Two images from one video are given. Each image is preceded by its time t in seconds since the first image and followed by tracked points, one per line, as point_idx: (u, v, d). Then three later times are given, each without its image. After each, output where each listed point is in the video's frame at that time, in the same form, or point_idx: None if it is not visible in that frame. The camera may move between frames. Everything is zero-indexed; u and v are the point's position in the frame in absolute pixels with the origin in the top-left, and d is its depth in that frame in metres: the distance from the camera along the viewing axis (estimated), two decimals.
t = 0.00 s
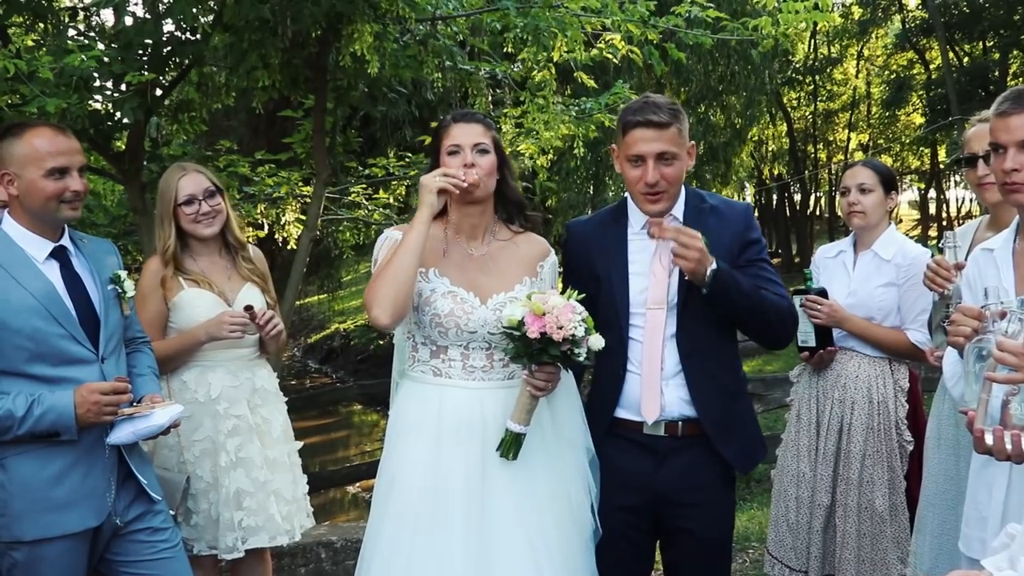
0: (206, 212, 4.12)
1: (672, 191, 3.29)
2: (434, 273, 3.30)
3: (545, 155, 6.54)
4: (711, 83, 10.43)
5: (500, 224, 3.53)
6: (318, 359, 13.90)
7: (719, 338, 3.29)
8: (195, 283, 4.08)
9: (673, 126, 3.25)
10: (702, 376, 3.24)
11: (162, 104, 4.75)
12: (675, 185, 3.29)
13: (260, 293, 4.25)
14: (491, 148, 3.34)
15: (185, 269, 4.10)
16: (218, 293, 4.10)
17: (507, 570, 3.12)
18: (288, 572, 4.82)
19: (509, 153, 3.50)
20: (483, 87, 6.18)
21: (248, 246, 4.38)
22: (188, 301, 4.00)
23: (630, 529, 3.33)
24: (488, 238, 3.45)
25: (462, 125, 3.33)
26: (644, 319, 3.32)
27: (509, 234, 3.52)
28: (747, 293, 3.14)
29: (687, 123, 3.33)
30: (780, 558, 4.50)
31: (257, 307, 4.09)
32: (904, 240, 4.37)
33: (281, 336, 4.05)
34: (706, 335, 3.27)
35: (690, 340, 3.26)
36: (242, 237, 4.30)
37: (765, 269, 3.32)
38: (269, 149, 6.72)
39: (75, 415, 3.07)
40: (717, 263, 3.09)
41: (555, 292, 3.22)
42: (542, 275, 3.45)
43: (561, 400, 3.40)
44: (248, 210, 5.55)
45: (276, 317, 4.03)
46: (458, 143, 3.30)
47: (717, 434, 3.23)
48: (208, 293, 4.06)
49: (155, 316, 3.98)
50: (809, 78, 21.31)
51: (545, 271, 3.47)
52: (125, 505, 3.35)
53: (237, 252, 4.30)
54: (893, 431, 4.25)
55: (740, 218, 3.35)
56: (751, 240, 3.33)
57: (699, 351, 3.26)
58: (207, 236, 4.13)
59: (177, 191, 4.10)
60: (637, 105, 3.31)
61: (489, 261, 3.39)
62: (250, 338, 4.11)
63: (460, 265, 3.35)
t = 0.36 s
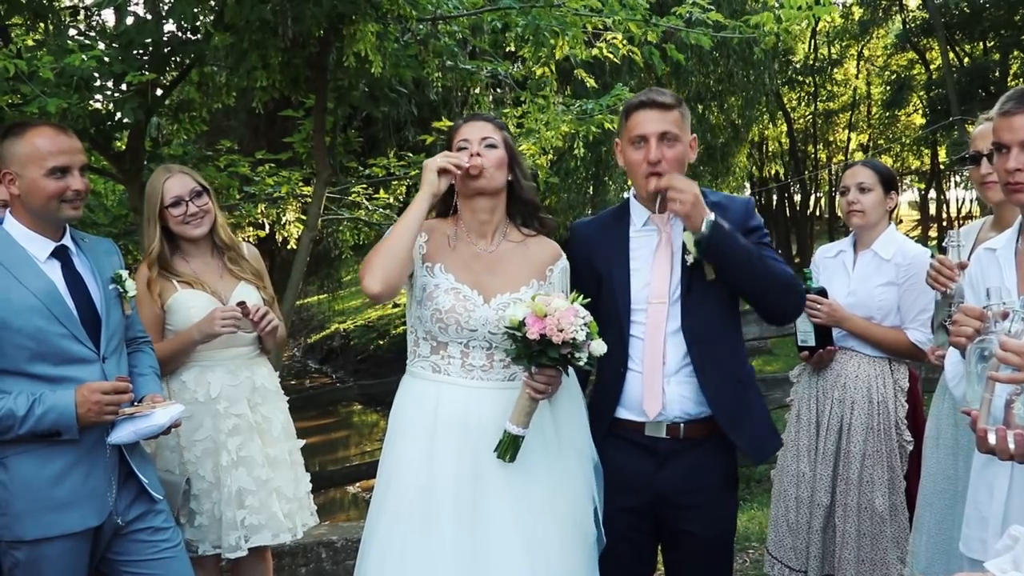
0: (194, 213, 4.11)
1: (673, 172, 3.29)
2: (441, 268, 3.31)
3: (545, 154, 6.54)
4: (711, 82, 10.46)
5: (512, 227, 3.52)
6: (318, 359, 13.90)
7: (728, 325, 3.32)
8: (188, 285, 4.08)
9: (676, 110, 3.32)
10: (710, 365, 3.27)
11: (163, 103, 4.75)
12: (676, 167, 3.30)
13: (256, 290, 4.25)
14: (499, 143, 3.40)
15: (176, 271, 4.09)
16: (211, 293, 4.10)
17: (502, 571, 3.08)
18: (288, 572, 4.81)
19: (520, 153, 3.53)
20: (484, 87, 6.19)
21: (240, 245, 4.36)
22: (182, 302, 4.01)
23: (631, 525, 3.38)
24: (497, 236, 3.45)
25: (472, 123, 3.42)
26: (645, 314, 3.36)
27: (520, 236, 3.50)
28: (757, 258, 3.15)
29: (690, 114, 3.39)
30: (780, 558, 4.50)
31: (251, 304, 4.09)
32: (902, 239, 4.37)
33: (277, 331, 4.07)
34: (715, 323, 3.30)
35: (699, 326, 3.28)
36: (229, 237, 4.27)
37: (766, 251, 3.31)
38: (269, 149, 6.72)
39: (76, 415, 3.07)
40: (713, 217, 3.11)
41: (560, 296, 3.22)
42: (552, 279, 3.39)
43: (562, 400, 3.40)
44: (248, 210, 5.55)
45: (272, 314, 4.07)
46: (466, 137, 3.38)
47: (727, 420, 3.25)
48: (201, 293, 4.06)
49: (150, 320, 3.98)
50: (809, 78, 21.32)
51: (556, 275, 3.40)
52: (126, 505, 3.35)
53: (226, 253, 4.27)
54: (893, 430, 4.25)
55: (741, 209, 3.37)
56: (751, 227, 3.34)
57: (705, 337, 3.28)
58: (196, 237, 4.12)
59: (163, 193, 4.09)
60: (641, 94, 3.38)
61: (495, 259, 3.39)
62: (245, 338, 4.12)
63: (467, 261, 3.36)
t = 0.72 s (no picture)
0: (198, 209, 4.11)
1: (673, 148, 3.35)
2: (449, 265, 3.33)
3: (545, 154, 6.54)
4: (711, 81, 10.46)
5: (520, 228, 3.52)
6: (317, 358, 13.90)
7: (730, 300, 3.34)
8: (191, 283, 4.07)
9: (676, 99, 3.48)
10: (714, 344, 3.27)
11: (163, 103, 4.76)
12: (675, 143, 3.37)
13: (257, 289, 4.26)
14: (508, 144, 3.46)
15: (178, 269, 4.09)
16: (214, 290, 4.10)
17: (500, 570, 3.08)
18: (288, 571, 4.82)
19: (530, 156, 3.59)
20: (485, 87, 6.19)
21: (241, 245, 4.37)
22: (186, 299, 4.00)
23: (630, 525, 3.37)
24: (506, 236, 3.45)
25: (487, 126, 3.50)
26: (644, 309, 3.37)
27: (527, 237, 3.50)
28: (768, 207, 3.25)
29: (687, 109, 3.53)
30: (780, 558, 4.51)
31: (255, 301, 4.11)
32: (902, 238, 4.37)
33: (279, 330, 4.11)
34: (717, 301, 3.31)
35: (702, 305, 3.29)
36: (232, 236, 4.28)
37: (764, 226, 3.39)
38: (269, 148, 6.73)
39: (77, 414, 3.07)
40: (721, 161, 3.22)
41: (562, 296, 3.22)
42: (559, 282, 3.38)
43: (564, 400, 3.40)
44: (249, 209, 5.55)
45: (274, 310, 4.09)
46: (476, 137, 3.47)
47: (733, 397, 3.25)
48: (204, 292, 4.05)
49: (152, 319, 3.97)
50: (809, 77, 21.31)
51: (563, 279, 3.39)
52: (126, 504, 3.36)
53: (228, 251, 4.28)
54: (893, 430, 4.25)
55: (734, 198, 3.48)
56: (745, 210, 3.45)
57: (709, 316, 3.29)
58: (199, 234, 4.12)
59: (168, 189, 4.09)
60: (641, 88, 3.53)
61: (502, 258, 3.39)
62: (247, 337, 4.12)
63: (473, 258, 3.37)
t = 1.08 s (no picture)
0: (215, 207, 4.12)
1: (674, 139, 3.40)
2: (451, 265, 3.33)
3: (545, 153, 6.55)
4: (711, 80, 10.47)
5: (525, 228, 3.52)
6: (317, 356, 13.90)
7: (727, 292, 3.35)
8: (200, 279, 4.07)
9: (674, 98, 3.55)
10: (711, 334, 3.28)
11: (163, 101, 4.76)
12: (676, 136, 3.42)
13: (263, 289, 4.28)
14: (513, 145, 3.46)
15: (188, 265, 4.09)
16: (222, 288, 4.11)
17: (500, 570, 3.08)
18: (288, 569, 4.82)
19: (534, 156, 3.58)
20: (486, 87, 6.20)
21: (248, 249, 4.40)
22: (194, 296, 4.00)
23: (630, 522, 3.38)
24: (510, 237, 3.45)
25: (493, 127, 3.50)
26: (643, 307, 3.38)
27: (532, 237, 3.50)
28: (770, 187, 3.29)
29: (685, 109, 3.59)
30: (780, 557, 4.51)
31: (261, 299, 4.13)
32: (904, 238, 4.36)
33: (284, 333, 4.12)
34: (715, 292, 3.32)
35: (699, 295, 3.30)
36: (242, 237, 4.32)
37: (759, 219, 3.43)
38: (270, 147, 6.73)
39: (77, 412, 3.07)
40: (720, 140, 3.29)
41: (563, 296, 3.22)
42: (562, 282, 3.37)
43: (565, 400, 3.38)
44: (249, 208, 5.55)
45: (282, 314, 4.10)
46: (482, 137, 3.47)
47: (733, 389, 3.25)
48: (212, 288, 4.06)
49: (157, 314, 3.94)
50: (810, 76, 21.31)
51: (566, 279, 3.38)
52: (127, 503, 3.36)
53: (236, 252, 4.31)
54: (894, 429, 4.25)
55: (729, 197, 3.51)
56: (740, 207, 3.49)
57: (707, 309, 3.29)
58: (213, 231, 4.12)
59: (185, 185, 4.11)
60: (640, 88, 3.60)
61: (506, 258, 3.38)
62: (250, 336, 4.11)
63: (477, 258, 3.37)
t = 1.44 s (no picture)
0: (230, 205, 4.14)
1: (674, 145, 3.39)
2: (444, 270, 3.33)
3: (546, 151, 6.55)
4: (712, 79, 10.47)
5: (519, 225, 3.52)
6: (317, 355, 13.92)
7: (726, 297, 3.35)
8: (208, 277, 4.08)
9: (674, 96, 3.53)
10: (709, 340, 3.28)
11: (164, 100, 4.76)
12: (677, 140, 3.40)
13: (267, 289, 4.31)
14: (508, 151, 3.39)
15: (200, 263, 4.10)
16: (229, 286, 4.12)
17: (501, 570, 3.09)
18: (289, 567, 4.83)
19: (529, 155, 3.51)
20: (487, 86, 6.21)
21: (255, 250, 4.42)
22: (201, 293, 4.00)
23: (630, 521, 3.38)
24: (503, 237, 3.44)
25: (482, 126, 3.40)
26: (643, 308, 3.38)
27: (525, 234, 3.49)
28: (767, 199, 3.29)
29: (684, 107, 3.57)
30: (780, 556, 4.52)
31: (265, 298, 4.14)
32: (905, 238, 4.36)
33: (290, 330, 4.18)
34: (713, 297, 3.32)
35: (698, 301, 3.30)
36: (253, 237, 4.34)
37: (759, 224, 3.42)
38: (270, 146, 6.74)
39: (79, 411, 3.08)
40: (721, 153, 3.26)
41: (565, 295, 3.22)
42: (557, 277, 3.37)
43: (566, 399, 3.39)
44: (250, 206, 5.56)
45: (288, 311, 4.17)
46: (476, 144, 3.36)
47: (729, 396, 3.27)
48: (220, 286, 4.06)
49: (164, 310, 3.96)
50: (810, 75, 21.32)
51: (561, 274, 3.39)
52: (128, 501, 3.37)
53: (246, 252, 4.34)
54: (895, 429, 4.26)
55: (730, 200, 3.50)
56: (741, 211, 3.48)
57: (705, 313, 3.30)
58: (226, 229, 4.13)
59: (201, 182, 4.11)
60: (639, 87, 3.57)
61: (499, 258, 3.39)
62: (255, 334, 4.11)
63: (470, 261, 3.37)
